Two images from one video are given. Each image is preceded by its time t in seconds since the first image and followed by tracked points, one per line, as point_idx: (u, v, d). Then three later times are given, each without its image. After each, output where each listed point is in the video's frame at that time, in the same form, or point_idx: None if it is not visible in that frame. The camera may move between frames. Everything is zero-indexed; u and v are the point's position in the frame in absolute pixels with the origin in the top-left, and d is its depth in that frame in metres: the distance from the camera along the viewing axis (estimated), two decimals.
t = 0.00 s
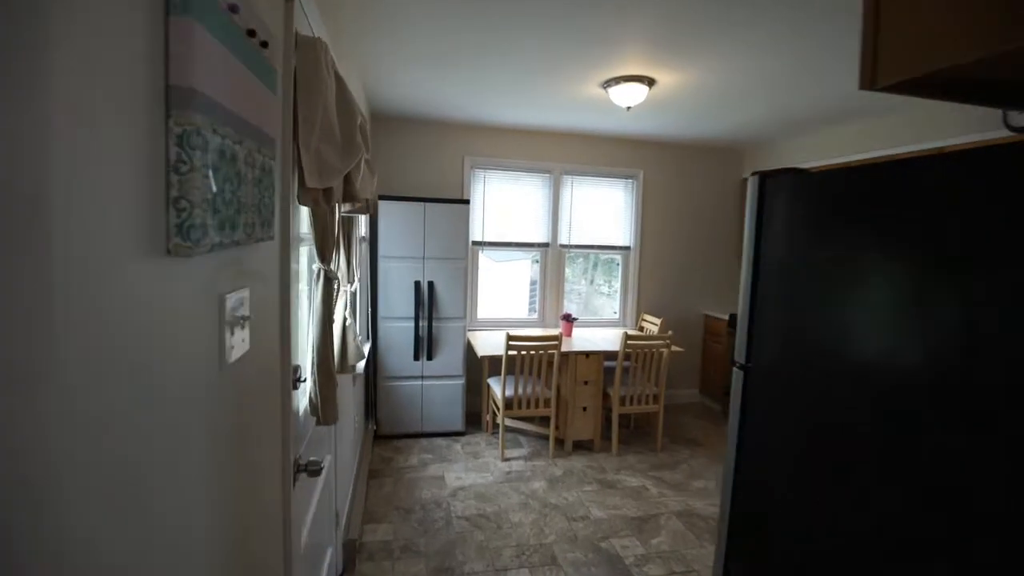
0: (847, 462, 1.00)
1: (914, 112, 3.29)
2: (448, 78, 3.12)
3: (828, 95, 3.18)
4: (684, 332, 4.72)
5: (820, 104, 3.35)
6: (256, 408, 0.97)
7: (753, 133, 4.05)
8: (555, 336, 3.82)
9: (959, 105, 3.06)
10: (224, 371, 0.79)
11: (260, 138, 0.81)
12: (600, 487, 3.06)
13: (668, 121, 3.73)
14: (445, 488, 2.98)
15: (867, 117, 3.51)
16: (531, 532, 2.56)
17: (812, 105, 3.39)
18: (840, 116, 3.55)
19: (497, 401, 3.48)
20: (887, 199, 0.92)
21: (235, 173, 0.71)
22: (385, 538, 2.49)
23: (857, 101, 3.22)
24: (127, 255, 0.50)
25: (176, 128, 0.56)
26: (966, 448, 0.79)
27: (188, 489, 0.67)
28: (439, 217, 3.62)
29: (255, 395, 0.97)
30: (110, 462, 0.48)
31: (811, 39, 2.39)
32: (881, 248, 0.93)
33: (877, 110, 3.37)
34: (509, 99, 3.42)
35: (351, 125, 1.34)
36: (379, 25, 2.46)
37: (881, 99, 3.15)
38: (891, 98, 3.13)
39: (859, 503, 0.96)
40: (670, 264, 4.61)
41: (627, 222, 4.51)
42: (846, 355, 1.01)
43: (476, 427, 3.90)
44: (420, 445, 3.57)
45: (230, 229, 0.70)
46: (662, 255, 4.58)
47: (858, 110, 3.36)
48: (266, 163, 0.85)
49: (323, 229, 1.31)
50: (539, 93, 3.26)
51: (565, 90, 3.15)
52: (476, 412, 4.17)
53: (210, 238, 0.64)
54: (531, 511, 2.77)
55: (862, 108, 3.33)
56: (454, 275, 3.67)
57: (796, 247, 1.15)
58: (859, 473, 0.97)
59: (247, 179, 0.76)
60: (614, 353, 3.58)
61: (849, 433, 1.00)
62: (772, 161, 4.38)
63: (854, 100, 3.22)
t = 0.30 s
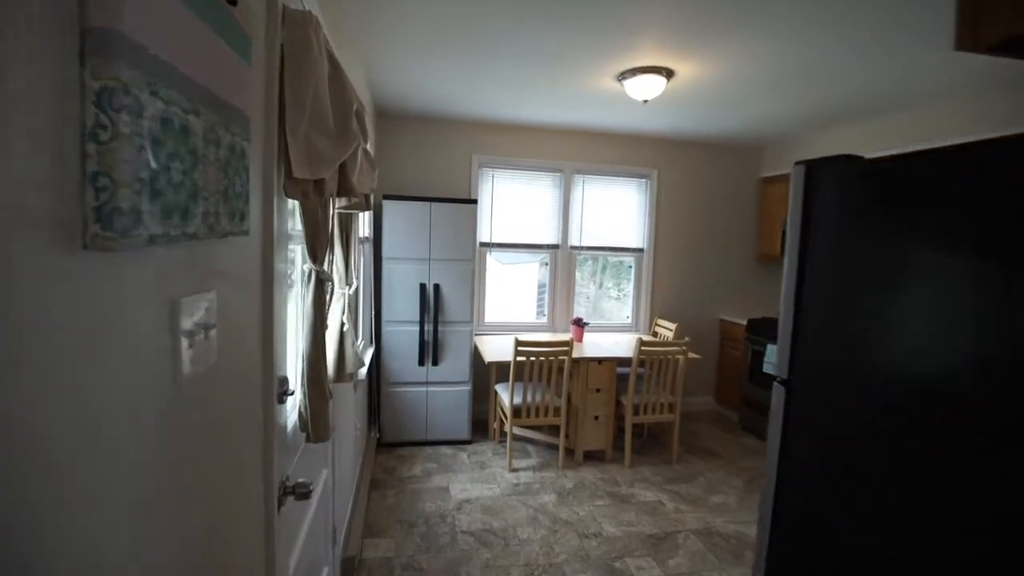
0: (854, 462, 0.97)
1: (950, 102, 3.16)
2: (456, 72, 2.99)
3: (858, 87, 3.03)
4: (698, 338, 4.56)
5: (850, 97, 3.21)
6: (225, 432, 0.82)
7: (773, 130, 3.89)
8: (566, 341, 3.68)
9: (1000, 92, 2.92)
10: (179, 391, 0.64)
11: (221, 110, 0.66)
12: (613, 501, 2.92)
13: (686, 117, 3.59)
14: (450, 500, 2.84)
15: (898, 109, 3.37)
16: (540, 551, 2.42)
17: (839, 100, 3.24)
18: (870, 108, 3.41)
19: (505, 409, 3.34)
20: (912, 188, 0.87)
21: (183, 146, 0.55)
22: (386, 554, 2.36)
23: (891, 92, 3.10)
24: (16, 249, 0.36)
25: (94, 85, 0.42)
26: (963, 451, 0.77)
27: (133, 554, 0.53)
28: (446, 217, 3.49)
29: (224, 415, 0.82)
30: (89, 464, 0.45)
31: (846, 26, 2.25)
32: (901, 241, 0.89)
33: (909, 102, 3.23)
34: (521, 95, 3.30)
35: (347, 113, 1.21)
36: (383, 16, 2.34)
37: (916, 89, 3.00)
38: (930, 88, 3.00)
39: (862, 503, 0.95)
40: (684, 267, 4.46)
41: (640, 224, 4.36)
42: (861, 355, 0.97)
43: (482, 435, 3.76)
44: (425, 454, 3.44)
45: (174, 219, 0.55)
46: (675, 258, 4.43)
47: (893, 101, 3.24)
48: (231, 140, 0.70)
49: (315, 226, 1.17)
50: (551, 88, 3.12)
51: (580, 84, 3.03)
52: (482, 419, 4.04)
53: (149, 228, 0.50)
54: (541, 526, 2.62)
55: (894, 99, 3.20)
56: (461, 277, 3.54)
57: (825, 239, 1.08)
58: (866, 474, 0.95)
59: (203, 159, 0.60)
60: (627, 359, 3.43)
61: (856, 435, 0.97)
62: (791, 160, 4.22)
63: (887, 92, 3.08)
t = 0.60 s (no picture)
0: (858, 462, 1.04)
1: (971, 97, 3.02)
2: (456, 65, 2.84)
3: (877, 83, 2.90)
4: (707, 342, 4.42)
5: (866, 93, 3.07)
6: (176, 471, 0.67)
7: (785, 127, 3.75)
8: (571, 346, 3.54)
9: None
10: (92, 431, 0.48)
11: (151, 59, 0.51)
12: (621, 515, 2.78)
13: (696, 113, 3.45)
14: (449, 515, 2.70)
15: (914, 106, 3.24)
16: (545, 570, 2.27)
17: (856, 95, 3.10)
18: (884, 106, 3.27)
19: (508, 417, 3.20)
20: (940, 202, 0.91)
21: (80, 98, 0.40)
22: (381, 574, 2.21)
23: (909, 88, 2.96)
24: None
25: None
26: (965, 453, 0.85)
27: None
28: (446, 217, 3.35)
29: (175, 449, 0.67)
30: None
31: (871, 14, 2.12)
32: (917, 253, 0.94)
33: (928, 98, 3.10)
34: (524, 90, 3.16)
35: (332, 93, 1.06)
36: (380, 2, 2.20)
37: (938, 83, 2.87)
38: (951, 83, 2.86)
39: (864, 499, 1.02)
40: (692, 269, 4.32)
41: (647, 224, 4.22)
42: (876, 361, 1.02)
43: (483, 443, 3.62)
44: (424, 464, 3.29)
45: (62, 197, 0.39)
46: (683, 259, 4.29)
47: (908, 98, 3.10)
48: (167, 100, 0.54)
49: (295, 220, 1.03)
50: (556, 82, 2.98)
51: (586, 78, 2.89)
52: (484, 426, 3.89)
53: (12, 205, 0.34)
54: (545, 542, 2.48)
55: (912, 95, 3.06)
56: (461, 279, 3.40)
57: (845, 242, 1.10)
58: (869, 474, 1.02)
59: (116, 117, 0.44)
60: (635, 365, 3.29)
61: (866, 437, 1.03)
62: (803, 158, 4.07)
63: (907, 87, 2.95)
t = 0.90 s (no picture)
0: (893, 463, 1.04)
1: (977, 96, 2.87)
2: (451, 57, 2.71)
3: (886, 81, 2.79)
4: (708, 344, 4.31)
5: (871, 92, 2.95)
6: (100, 522, 0.54)
7: (790, 124, 3.64)
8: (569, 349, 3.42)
9: None
10: None
11: (94, 32, 0.44)
12: (622, 527, 2.66)
13: (698, 109, 3.34)
14: (443, 528, 2.57)
15: (919, 104, 3.08)
16: None
17: (865, 93, 3.00)
18: (889, 104, 3.12)
19: (504, 423, 3.08)
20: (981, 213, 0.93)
21: None
22: None
23: (915, 84, 2.81)
24: None
25: None
26: (966, 455, 0.96)
27: None
28: (440, 215, 3.22)
29: (99, 495, 0.54)
30: None
31: (882, 8, 2.02)
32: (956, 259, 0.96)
33: (936, 97, 2.95)
34: (518, 83, 3.03)
35: (310, 72, 0.94)
36: None
37: (947, 83, 2.75)
38: (957, 81, 2.72)
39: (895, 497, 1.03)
40: (692, 270, 4.21)
41: (647, 224, 4.11)
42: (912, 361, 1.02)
43: (479, 450, 3.50)
44: (417, 472, 3.17)
45: None
46: (685, 260, 4.19)
47: (913, 95, 2.95)
48: (99, 71, 0.46)
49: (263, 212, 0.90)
50: (555, 76, 2.86)
51: (584, 72, 2.76)
52: (479, 431, 3.77)
53: None
54: (543, 558, 2.36)
55: (919, 93, 2.92)
56: (456, 280, 3.27)
57: (876, 237, 1.10)
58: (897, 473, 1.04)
59: (1, 76, 0.35)
60: (636, 369, 3.17)
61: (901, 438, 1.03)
62: (807, 156, 3.97)
63: (914, 86, 2.82)
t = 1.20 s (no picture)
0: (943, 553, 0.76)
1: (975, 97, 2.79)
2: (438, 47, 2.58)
3: (886, 78, 2.71)
4: (702, 346, 4.23)
5: (869, 89, 2.87)
6: None
7: (786, 122, 3.57)
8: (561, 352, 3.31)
9: None
10: None
11: None
12: (616, 538, 2.55)
13: (693, 105, 3.24)
14: (428, 541, 2.44)
15: (916, 103, 3.00)
16: None
17: (863, 91, 2.93)
18: (887, 102, 3.04)
19: (493, 430, 2.95)
20: (997, 216, 0.72)
21: None
22: None
23: (914, 82, 2.73)
24: None
25: None
26: None
27: None
28: (427, 213, 3.09)
29: None
30: None
31: None
32: (983, 263, 0.73)
33: (935, 96, 2.87)
34: (508, 75, 2.91)
35: (267, 37, 0.81)
36: None
37: (946, 82, 2.68)
38: (957, 79, 2.64)
39: None
40: (686, 270, 4.12)
41: (641, 223, 4.02)
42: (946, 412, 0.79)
43: (467, 457, 3.37)
44: (402, 481, 3.03)
45: None
46: (678, 261, 4.10)
47: (911, 94, 2.87)
48: None
49: (210, 198, 0.76)
50: (548, 68, 2.75)
51: (576, 63, 2.65)
52: (467, 437, 3.64)
53: None
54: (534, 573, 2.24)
55: (917, 92, 2.84)
56: (443, 281, 3.14)
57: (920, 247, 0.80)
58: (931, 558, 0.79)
59: None
60: (630, 373, 3.07)
61: None
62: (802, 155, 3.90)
63: (913, 84, 2.75)
